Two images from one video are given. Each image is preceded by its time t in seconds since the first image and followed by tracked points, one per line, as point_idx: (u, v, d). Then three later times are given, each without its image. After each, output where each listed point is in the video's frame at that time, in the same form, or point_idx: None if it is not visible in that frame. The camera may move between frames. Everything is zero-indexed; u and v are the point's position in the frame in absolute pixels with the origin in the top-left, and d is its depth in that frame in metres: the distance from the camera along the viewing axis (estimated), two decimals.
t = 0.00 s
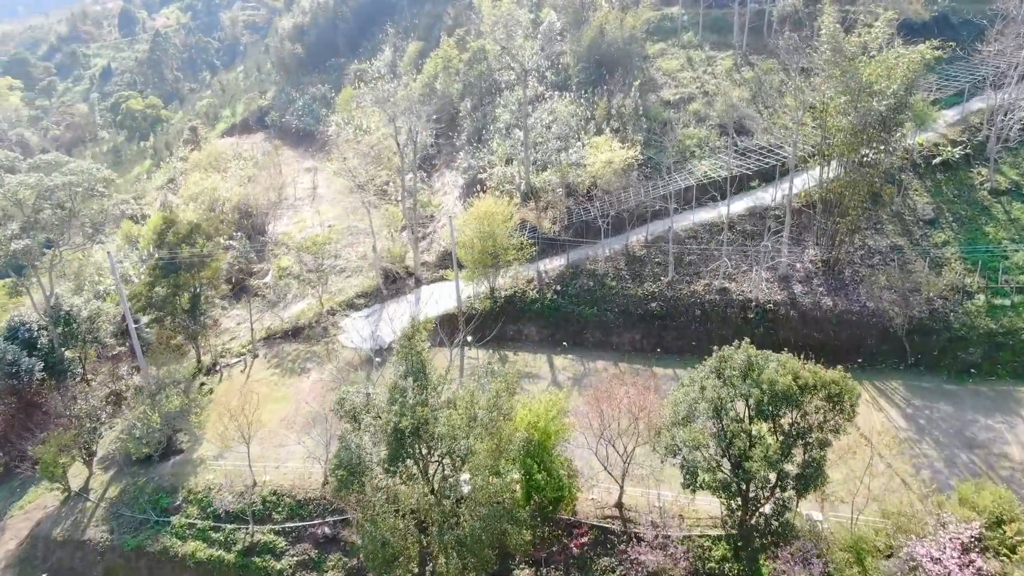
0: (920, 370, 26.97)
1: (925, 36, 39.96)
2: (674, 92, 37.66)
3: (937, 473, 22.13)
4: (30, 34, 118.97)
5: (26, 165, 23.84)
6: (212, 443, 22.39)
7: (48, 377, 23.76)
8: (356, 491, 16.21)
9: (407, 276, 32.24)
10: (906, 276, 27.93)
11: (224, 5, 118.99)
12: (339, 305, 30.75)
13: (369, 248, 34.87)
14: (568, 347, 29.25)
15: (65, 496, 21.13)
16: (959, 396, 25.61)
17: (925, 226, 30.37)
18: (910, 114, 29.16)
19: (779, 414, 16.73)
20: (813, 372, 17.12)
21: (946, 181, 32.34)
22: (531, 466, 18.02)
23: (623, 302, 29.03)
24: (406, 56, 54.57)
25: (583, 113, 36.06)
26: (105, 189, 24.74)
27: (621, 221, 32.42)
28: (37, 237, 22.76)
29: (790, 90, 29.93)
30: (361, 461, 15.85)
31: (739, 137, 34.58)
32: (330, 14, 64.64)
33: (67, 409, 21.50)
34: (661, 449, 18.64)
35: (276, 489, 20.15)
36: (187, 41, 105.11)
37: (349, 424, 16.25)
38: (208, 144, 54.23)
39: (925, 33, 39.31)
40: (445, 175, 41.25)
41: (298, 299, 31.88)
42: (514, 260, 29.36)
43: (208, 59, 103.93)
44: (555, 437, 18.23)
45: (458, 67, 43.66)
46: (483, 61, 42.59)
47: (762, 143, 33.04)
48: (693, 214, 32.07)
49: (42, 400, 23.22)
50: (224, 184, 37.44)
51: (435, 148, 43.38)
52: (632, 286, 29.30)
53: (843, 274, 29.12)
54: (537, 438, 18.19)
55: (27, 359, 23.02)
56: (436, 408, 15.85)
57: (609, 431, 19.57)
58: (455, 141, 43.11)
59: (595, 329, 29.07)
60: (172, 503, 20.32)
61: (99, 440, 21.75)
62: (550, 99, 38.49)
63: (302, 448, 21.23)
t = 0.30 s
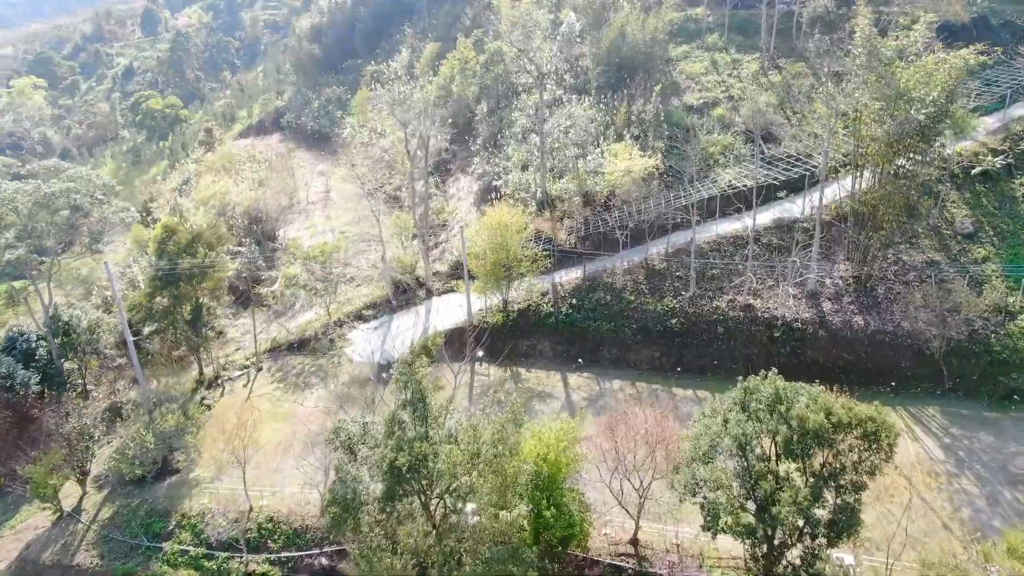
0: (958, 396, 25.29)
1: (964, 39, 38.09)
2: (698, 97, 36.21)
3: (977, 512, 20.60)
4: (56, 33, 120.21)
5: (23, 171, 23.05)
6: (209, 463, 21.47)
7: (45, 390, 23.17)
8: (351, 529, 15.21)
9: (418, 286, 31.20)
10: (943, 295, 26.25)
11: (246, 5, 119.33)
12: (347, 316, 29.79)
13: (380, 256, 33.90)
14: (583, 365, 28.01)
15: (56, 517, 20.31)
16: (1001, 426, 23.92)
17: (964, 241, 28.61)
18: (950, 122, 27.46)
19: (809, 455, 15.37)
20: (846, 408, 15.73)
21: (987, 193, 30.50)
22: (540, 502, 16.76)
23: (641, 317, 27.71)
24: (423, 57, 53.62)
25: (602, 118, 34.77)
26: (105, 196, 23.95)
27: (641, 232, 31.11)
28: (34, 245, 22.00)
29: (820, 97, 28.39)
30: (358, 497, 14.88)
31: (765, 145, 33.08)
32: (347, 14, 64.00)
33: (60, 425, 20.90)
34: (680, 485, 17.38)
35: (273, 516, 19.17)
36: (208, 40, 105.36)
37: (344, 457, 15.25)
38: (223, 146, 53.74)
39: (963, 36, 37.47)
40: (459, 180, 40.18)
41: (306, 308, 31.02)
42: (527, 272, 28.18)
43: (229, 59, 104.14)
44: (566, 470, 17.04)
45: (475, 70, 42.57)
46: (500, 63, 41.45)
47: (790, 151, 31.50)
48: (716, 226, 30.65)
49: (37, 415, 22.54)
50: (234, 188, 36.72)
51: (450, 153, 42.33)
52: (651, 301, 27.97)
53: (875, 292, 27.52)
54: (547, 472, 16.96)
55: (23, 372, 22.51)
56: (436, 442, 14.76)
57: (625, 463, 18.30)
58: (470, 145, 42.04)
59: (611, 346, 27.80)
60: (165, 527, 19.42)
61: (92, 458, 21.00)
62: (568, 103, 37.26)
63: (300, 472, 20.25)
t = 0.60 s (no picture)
0: (1004, 426, 23.51)
1: (1007, 41, 36.11)
2: (723, 101, 34.71)
3: None
4: (81, 33, 121.49)
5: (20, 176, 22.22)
6: (205, 485, 20.53)
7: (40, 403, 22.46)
8: (346, 571, 14.38)
9: (428, 297, 30.16)
10: (987, 316, 24.48)
11: (268, 5, 119.59)
12: (355, 328, 28.85)
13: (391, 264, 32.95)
14: (599, 385, 26.73)
15: (46, 540, 19.47)
16: None
17: (1009, 258, 26.80)
18: (995, 131, 25.68)
19: (845, 503, 13.88)
20: (885, 450, 14.29)
21: None
22: (546, 544, 15.12)
23: (660, 334, 26.39)
24: (441, 58, 52.68)
25: (623, 124, 33.48)
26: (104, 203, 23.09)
27: (661, 244, 29.82)
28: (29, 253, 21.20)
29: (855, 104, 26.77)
30: (351, 538, 14.00)
31: (794, 153, 31.51)
32: (366, 14, 63.32)
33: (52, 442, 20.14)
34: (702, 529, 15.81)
35: (267, 545, 18.19)
36: (231, 40, 105.64)
37: (337, 495, 14.20)
38: (238, 147, 53.31)
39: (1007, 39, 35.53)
40: (474, 185, 39.12)
41: (314, 319, 30.13)
42: (541, 285, 27.01)
43: (250, 59, 104.33)
44: (575, 510, 15.76)
45: (492, 72, 41.47)
46: (518, 65, 40.30)
47: (820, 160, 29.88)
48: (741, 239, 29.22)
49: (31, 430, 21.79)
50: (244, 193, 35.99)
51: (466, 157, 41.29)
52: (671, 317, 26.60)
53: (911, 311, 25.87)
54: (555, 509, 15.39)
55: (18, 385, 21.71)
56: (434, 482, 13.63)
57: (639, 500, 17.05)
58: (486, 149, 40.97)
59: (629, 364, 26.54)
60: (155, 554, 18.49)
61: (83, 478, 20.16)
62: (587, 107, 36.03)
63: (297, 499, 19.28)
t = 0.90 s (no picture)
0: None
1: None
2: (749, 107, 33.19)
3: None
4: (108, 32, 122.75)
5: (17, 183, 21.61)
6: (199, 509, 19.65)
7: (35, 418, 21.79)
8: None
9: (439, 310, 29.12)
10: None
11: (289, 4, 119.59)
12: (362, 342, 27.91)
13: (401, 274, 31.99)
14: (615, 406, 25.47)
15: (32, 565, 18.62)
16: None
17: None
18: None
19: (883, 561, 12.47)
20: (928, 504, 12.94)
21: None
22: None
23: (681, 354, 25.04)
24: (458, 59, 51.66)
25: (644, 131, 32.15)
26: (103, 211, 22.41)
27: (683, 258, 28.46)
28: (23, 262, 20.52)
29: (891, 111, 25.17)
30: None
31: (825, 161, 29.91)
32: (384, 14, 62.59)
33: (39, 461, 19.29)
34: None
35: None
36: (252, 40, 105.73)
37: (326, 536, 13.03)
38: (254, 149, 52.78)
39: None
40: (490, 192, 38.02)
41: (320, 330, 29.26)
42: (555, 300, 25.82)
43: (270, 58, 104.14)
44: (584, 555, 14.75)
45: (509, 75, 40.34)
46: (536, 68, 39.10)
47: (853, 170, 28.24)
48: (767, 253, 27.76)
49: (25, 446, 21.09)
50: (255, 197, 35.28)
51: (481, 163, 40.21)
52: (692, 336, 25.25)
53: (949, 334, 24.23)
54: (564, 556, 14.53)
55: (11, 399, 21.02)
56: (430, 528, 12.39)
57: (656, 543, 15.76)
58: (503, 155, 39.85)
59: (646, 386, 25.26)
60: None
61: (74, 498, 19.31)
62: (607, 113, 34.75)
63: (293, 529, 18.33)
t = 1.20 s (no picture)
0: None
1: None
2: (777, 112, 31.62)
3: None
4: (134, 30, 123.81)
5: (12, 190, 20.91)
6: (193, 536, 18.75)
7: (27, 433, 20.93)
8: None
9: (449, 323, 28.05)
10: None
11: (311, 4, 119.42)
12: (369, 355, 26.93)
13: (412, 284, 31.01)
14: (631, 429, 24.18)
15: None
16: None
17: None
18: None
19: None
20: (979, 572, 11.43)
21: None
22: None
23: (702, 376, 23.66)
24: (476, 61, 50.58)
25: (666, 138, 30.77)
26: (99, 220, 21.68)
27: (705, 272, 27.05)
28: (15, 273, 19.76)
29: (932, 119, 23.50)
30: None
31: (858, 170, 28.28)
32: (402, 14, 61.77)
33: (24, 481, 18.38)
34: None
35: None
36: (274, 40, 105.66)
37: None
38: (269, 151, 52.15)
39: None
40: (506, 199, 36.84)
41: (327, 342, 28.34)
42: (570, 316, 24.58)
43: (291, 58, 103.60)
44: None
45: (527, 78, 39.15)
46: (554, 70, 37.81)
47: (888, 181, 26.59)
48: (795, 268, 26.23)
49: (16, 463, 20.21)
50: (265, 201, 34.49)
51: (498, 168, 39.04)
52: (714, 356, 23.86)
53: (993, 359, 22.49)
54: None
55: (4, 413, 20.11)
56: None
57: None
58: (519, 159, 38.65)
59: (666, 409, 23.94)
60: None
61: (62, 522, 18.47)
62: (628, 118, 33.40)
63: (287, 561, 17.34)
